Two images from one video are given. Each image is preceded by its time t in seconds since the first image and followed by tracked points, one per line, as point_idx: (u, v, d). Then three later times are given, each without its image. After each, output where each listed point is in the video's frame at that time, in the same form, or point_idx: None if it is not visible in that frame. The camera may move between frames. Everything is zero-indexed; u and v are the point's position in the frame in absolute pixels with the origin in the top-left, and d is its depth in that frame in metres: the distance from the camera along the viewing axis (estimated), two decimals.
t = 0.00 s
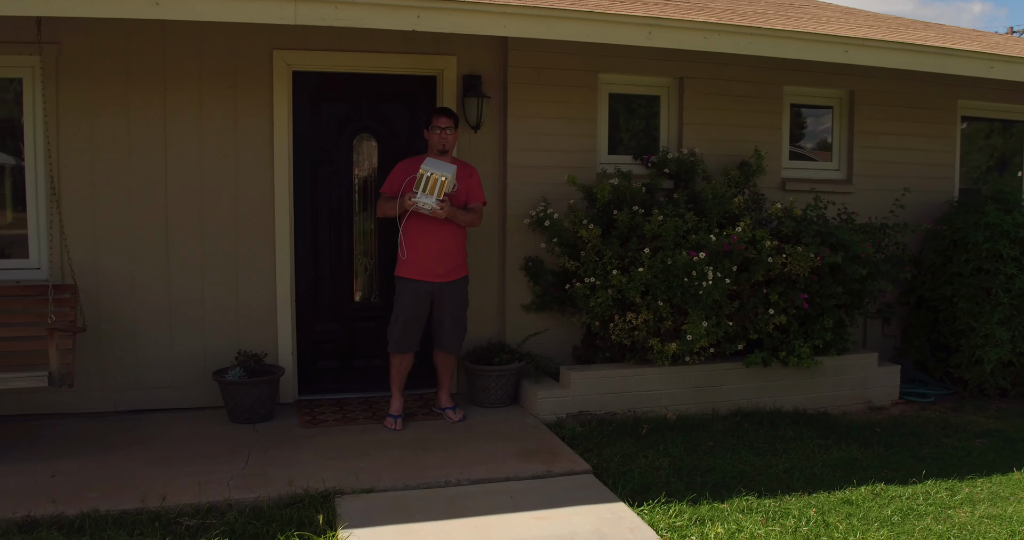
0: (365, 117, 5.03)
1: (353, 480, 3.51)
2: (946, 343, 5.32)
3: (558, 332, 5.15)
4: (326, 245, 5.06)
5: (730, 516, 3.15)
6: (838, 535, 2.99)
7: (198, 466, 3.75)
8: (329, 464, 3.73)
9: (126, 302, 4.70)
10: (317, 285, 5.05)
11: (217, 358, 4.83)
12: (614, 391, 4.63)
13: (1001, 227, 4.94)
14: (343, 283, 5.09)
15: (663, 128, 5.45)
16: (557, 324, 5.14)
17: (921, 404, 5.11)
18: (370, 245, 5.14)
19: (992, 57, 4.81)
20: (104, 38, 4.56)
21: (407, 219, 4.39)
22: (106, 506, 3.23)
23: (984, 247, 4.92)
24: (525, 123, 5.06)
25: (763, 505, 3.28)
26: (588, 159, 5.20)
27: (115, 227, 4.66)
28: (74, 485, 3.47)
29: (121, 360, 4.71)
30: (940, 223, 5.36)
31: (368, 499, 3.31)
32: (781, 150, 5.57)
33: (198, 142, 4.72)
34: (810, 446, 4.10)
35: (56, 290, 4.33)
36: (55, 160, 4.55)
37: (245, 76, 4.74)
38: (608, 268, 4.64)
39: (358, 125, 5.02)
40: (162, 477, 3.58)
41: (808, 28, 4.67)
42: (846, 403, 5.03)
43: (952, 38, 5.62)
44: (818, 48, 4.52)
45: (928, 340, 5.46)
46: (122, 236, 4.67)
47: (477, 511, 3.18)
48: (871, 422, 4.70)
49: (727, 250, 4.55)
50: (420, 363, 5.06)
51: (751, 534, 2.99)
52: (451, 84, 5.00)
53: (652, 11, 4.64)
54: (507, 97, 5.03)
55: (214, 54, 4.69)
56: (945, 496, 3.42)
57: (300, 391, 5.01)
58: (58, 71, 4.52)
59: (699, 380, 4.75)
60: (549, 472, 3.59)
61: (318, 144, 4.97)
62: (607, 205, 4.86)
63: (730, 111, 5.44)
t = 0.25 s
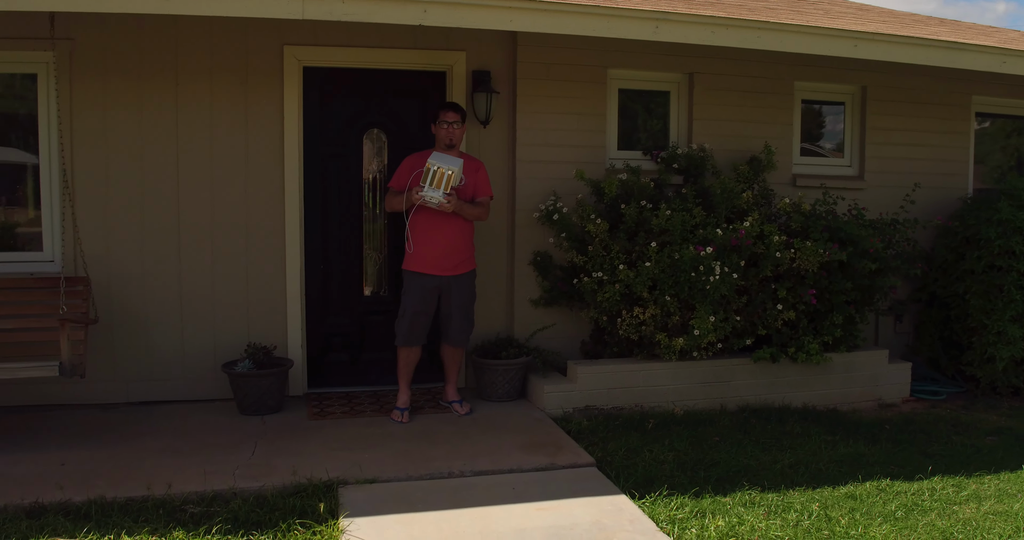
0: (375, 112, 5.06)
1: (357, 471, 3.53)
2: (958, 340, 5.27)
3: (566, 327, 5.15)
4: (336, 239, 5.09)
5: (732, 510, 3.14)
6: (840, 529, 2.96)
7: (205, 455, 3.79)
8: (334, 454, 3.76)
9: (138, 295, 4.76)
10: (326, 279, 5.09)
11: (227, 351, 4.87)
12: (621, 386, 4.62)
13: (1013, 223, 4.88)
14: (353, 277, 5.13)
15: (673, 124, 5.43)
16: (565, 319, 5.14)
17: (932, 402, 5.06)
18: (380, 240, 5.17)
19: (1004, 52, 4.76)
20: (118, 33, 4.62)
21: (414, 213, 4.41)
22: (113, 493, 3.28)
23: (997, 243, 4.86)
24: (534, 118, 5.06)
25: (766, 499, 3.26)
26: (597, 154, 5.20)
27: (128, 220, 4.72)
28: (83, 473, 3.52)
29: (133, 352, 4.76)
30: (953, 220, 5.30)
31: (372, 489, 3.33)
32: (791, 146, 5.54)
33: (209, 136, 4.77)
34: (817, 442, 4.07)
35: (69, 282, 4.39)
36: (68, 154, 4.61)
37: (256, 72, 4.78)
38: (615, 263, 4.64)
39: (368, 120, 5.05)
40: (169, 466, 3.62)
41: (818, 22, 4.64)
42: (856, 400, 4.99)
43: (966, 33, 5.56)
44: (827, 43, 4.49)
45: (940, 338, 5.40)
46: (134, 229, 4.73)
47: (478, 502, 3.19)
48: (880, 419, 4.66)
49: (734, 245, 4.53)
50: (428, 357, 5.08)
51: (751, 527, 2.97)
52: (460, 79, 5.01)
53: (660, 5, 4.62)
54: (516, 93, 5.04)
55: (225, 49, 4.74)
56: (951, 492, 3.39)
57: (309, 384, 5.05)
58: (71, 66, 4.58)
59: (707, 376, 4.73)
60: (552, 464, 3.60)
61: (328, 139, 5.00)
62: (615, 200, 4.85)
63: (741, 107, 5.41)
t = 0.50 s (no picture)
0: (379, 107, 5.08)
1: (356, 460, 3.56)
2: (965, 337, 5.22)
3: (569, 321, 5.15)
4: (340, 233, 5.12)
5: (728, 501, 3.13)
6: (835, 521, 2.94)
7: (206, 445, 3.83)
8: (334, 445, 3.79)
9: (143, 288, 4.81)
10: (330, 273, 5.12)
11: (232, 343, 4.92)
12: (623, 380, 4.62)
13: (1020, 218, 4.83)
14: (357, 271, 5.15)
15: (677, 118, 5.40)
16: (568, 313, 5.14)
17: (938, 398, 5.03)
18: (384, 234, 5.19)
19: (1011, 46, 4.72)
20: (124, 29, 4.67)
21: (416, 207, 4.43)
22: (114, 480, 3.32)
23: (1003, 238, 4.82)
24: (537, 113, 5.06)
25: (762, 491, 3.25)
26: (600, 149, 5.19)
27: (134, 213, 4.77)
28: (86, 461, 3.57)
29: (138, 344, 4.82)
30: (960, 215, 5.26)
31: (369, 478, 3.35)
32: (797, 141, 5.51)
33: (214, 131, 4.81)
34: (818, 437, 4.05)
35: (75, 274, 4.44)
36: (75, 148, 4.67)
37: (260, 66, 4.82)
38: (617, 257, 4.64)
39: (372, 115, 5.07)
40: (170, 455, 3.66)
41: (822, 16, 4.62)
42: (860, 396, 4.96)
43: (974, 28, 5.51)
44: (830, 36, 4.47)
45: (947, 334, 5.35)
46: (140, 223, 4.78)
47: (473, 492, 3.20)
48: (884, 415, 4.63)
49: (736, 239, 4.52)
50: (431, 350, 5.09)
51: (746, 518, 2.95)
52: (464, 74, 5.02)
53: None
54: (519, 87, 5.04)
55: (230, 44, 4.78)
56: (950, 487, 3.36)
57: (313, 377, 5.08)
58: (79, 61, 4.64)
59: (709, 370, 4.72)
60: (549, 456, 3.60)
61: (332, 134, 5.03)
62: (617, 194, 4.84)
63: (746, 102, 5.39)
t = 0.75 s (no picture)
0: (379, 101, 5.10)
1: (351, 449, 3.58)
2: (967, 332, 5.19)
3: (568, 315, 5.15)
4: (340, 226, 5.14)
5: (720, 491, 3.12)
6: (827, 511, 2.93)
7: (203, 434, 3.86)
8: (330, 434, 3.81)
9: (145, 279, 4.85)
10: (331, 266, 5.15)
11: (232, 335, 4.95)
12: (621, 373, 4.62)
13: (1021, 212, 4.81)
14: (357, 264, 5.18)
15: (677, 113, 5.40)
16: (567, 306, 5.15)
17: (939, 393, 5.00)
18: (384, 227, 5.22)
19: (1012, 40, 4.69)
20: (127, 23, 4.71)
21: (414, 199, 4.45)
22: (111, 467, 3.35)
23: (1004, 232, 4.79)
24: (537, 107, 5.07)
25: (756, 482, 3.24)
26: (600, 143, 5.19)
27: (135, 206, 4.81)
28: (84, 448, 3.61)
29: (140, 335, 4.86)
30: (962, 210, 5.23)
31: (363, 466, 3.37)
32: (798, 135, 5.50)
33: (215, 124, 4.84)
34: (816, 429, 4.04)
35: (76, 265, 4.49)
36: (78, 141, 4.71)
37: (261, 60, 4.85)
38: (615, 250, 4.64)
39: (373, 109, 5.09)
40: (168, 443, 3.70)
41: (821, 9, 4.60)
42: (860, 390, 4.95)
43: (976, 22, 5.48)
44: (829, 30, 4.46)
45: (949, 330, 5.33)
46: (142, 215, 4.82)
47: (466, 480, 3.21)
48: (883, 409, 4.61)
49: (734, 232, 4.52)
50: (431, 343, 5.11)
51: (737, 506, 2.94)
52: (464, 68, 5.03)
53: None
54: (519, 81, 5.04)
55: (231, 38, 4.81)
56: (946, 479, 3.35)
57: (314, 369, 5.11)
58: (81, 55, 4.68)
59: (708, 363, 4.72)
60: (544, 446, 3.61)
61: (332, 127, 5.06)
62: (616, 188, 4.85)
63: (747, 96, 5.37)
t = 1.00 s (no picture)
0: (382, 96, 5.12)
1: (350, 440, 3.59)
2: (970, 328, 5.17)
3: (570, 309, 5.16)
4: (343, 221, 5.16)
5: (717, 484, 3.11)
6: (823, 503, 2.92)
7: (204, 425, 3.89)
8: (330, 426, 3.83)
9: (149, 273, 4.88)
10: (334, 260, 5.17)
11: (235, 329, 4.98)
12: (622, 367, 4.62)
13: None
14: (360, 259, 5.20)
15: (679, 108, 5.40)
16: (569, 301, 5.15)
17: (941, 390, 4.98)
18: (387, 222, 5.24)
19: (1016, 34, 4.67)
20: (131, 18, 4.75)
21: (415, 193, 4.47)
22: (112, 457, 3.38)
23: (1007, 228, 4.76)
24: (538, 102, 5.07)
25: (753, 475, 3.23)
26: (602, 138, 5.19)
27: (139, 200, 4.85)
28: (86, 439, 3.64)
29: (144, 329, 4.89)
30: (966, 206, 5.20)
31: (361, 457, 3.39)
32: (801, 131, 5.48)
33: (219, 119, 4.87)
34: (816, 424, 4.04)
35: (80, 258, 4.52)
36: (82, 136, 4.75)
37: (264, 55, 4.87)
38: (615, 244, 4.65)
39: (375, 104, 5.12)
40: (169, 434, 3.73)
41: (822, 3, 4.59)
42: (862, 386, 4.93)
43: (980, 17, 5.46)
44: (830, 24, 4.45)
45: (952, 326, 5.30)
46: (146, 209, 4.85)
47: (463, 471, 3.22)
48: (885, 404, 4.60)
49: (734, 226, 4.52)
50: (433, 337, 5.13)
51: (733, 498, 2.94)
52: (466, 64, 5.04)
53: None
54: (521, 77, 5.05)
55: (234, 33, 4.84)
56: (945, 473, 3.33)
57: (317, 363, 5.13)
58: (85, 49, 4.72)
59: (709, 358, 4.71)
60: (542, 438, 3.62)
61: (335, 123, 5.08)
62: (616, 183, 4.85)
63: (749, 92, 5.37)
